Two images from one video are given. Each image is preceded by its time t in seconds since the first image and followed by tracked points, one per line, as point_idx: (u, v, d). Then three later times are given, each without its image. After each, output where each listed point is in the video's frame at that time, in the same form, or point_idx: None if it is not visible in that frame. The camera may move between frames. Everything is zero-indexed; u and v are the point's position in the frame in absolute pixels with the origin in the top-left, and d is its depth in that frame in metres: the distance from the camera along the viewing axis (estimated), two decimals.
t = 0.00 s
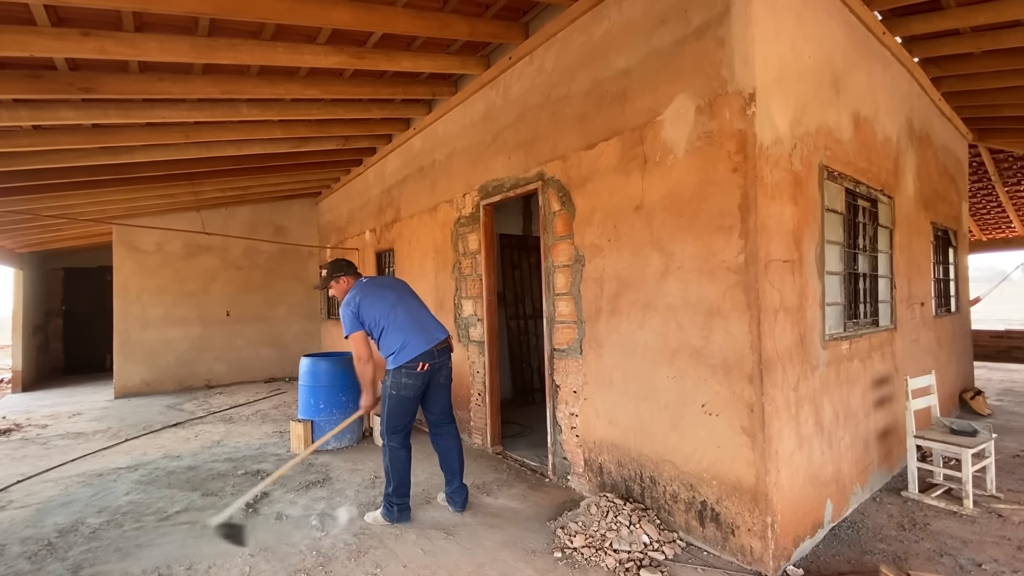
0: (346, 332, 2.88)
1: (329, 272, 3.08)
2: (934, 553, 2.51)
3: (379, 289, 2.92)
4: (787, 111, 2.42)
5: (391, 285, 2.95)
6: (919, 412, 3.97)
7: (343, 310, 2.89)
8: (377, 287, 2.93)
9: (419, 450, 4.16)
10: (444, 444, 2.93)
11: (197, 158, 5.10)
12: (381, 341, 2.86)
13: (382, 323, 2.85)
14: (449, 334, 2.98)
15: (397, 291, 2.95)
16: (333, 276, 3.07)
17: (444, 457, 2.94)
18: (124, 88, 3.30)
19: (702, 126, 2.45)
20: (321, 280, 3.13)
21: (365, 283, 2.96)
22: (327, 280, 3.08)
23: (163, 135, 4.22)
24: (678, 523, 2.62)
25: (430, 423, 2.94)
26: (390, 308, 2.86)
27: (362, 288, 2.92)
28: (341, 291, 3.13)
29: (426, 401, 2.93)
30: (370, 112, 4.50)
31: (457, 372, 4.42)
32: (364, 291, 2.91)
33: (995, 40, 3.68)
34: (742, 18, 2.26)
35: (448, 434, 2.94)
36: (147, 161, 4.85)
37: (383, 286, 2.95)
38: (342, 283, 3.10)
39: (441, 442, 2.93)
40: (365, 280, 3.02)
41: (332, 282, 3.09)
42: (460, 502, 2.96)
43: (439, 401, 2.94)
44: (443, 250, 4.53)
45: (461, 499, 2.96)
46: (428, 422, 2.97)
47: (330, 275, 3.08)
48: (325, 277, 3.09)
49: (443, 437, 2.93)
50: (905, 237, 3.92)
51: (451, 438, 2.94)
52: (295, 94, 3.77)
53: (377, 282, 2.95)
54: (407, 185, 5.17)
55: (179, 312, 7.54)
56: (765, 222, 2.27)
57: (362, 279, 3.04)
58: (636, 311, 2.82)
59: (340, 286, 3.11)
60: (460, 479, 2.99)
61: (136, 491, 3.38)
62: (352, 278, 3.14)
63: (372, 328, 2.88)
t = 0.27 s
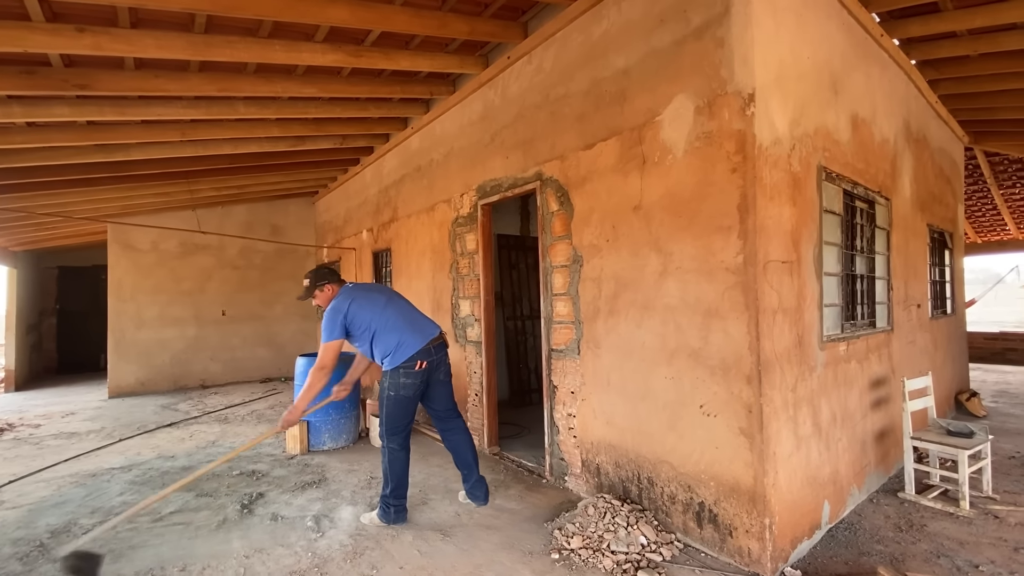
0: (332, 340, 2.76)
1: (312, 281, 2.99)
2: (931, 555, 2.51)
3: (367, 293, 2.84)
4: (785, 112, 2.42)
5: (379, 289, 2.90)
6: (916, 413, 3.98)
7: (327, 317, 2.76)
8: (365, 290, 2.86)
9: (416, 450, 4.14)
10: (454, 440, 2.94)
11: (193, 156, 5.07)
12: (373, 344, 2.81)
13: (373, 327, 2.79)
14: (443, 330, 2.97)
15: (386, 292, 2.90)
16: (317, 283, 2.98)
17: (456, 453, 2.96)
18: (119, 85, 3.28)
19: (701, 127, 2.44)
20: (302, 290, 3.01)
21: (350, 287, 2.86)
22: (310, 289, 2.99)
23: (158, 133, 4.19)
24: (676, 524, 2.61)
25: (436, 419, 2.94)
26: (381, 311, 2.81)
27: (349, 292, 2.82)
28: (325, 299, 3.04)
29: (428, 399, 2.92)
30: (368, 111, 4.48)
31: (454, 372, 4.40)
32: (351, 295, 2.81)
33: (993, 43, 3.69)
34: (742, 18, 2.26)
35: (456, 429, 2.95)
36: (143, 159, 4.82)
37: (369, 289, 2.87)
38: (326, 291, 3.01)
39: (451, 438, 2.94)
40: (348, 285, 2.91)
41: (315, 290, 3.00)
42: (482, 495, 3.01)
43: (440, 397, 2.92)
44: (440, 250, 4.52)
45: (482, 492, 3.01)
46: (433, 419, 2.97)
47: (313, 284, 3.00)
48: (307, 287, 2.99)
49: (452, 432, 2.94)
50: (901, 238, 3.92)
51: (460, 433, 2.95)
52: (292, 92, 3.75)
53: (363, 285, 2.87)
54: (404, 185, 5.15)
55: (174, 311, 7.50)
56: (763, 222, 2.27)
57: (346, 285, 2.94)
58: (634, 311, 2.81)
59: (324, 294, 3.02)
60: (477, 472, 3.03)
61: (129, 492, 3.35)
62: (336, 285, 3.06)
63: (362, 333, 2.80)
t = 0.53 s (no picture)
0: (324, 344, 2.71)
1: (302, 289, 2.97)
2: (925, 557, 2.52)
3: (359, 296, 2.84)
4: (780, 116, 2.42)
5: (371, 292, 2.89)
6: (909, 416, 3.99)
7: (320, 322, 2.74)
8: (357, 294, 2.85)
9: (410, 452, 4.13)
10: (455, 438, 2.92)
11: (188, 156, 5.05)
12: (368, 347, 2.80)
13: (368, 328, 2.78)
14: (438, 330, 2.97)
15: (380, 295, 2.90)
16: (307, 291, 2.97)
17: (460, 453, 2.94)
18: (113, 84, 3.26)
19: (696, 129, 2.45)
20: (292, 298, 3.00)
21: (343, 292, 2.86)
22: (301, 297, 2.97)
23: (153, 132, 4.17)
24: (670, 526, 2.61)
25: (437, 417, 2.93)
26: (376, 312, 2.81)
27: (341, 297, 2.81)
28: (316, 307, 3.02)
29: (426, 398, 2.91)
30: (364, 111, 4.47)
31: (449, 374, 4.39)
32: (344, 300, 2.81)
33: (986, 48, 3.72)
34: (738, 22, 2.26)
35: (456, 428, 2.93)
36: (137, 159, 4.79)
37: (362, 293, 2.88)
38: (316, 299, 3.01)
39: (453, 437, 2.92)
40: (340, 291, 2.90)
41: (305, 299, 2.98)
42: (488, 493, 3.02)
43: (439, 397, 2.92)
44: (436, 251, 4.51)
45: (488, 488, 3.02)
46: (433, 418, 2.95)
47: (303, 292, 2.98)
48: (297, 296, 2.97)
49: (453, 431, 2.93)
50: (895, 241, 3.94)
51: (461, 431, 2.94)
52: (287, 92, 3.74)
53: (355, 289, 2.87)
54: (400, 186, 5.14)
55: (168, 311, 7.46)
56: (759, 225, 2.28)
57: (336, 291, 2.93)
58: (630, 313, 2.81)
59: (316, 301, 3.01)
60: (482, 469, 3.02)
61: (121, 493, 3.32)
62: (326, 292, 3.05)
63: (357, 335, 2.78)
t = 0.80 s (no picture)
0: (327, 343, 2.72)
1: (307, 285, 2.93)
2: (919, 557, 2.53)
3: (363, 294, 2.83)
4: (777, 117, 2.44)
5: (375, 290, 2.88)
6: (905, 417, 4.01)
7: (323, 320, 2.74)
8: (361, 292, 2.84)
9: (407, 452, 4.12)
10: (446, 442, 2.89)
11: (185, 154, 5.04)
12: (370, 346, 2.80)
13: (370, 328, 2.78)
14: (440, 332, 2.95)
15: (384, 294, 2.89)
16: (312, 287, 2.93)
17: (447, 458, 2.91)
18: (110, 82, 3.25)
19: (693, 130, 2.46)
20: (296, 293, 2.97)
21: (347, 289, 2.85)
22: (305, 293, 2.93)
23: (150, 130, 4.16)
24: (666, 526, 2.62)
25: (431, 420, 2.90)
26: (378, 312, 2.80)
27: (345, 295, 2.80)
28: (321, 302, 2.99)
29: (423, 400, 2.89)
30: (362, 111, 4.47)
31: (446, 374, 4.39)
32: (348, 298, 2.79)
33: (981, 51, 3.74)
34: (735, 23, 2.27)
35: (450, 432, 2.90)
36: (134, 157, 4.78)
37: (366, 291, 2.86)
38: (321, 295, 2.97)
39: (445, 441, 2.89)
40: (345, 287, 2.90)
41: (310, 295, 2.94)
42: (471, 501, 2.96)
43: (436, 399, 2.90)
44: (433, 251, 4.51)
45: (471, 497, 2.96)
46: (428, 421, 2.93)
47: (308, 288, 2.94)
48: (302, 292, 2.93)
49: (444, 436, 2.89)
50: (891, 243, 3.96)
51: (452, 435, 2.90)
52: (285, 91, 3.74)
53: (360, 288, 2.86)
54: (398, 185, 5.14)
55: (165, 310, 7.44)
56: (755, 226, 2.28)
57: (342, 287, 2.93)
58: (627, 313, 2.82)
59: (320, 298, 2.97)
60: (468, 476, 2.98)
61: (116, 492, 3.31)
62: (331, 288, 3.01)
63: (360, 334, 2.78)
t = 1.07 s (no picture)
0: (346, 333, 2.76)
1: (333, 271, 2.94)
2: (916, 556, 2.53)
3: (386, 288, 2.83)
4: (776, 116, 2.44)
5: (398, 285, 2.88)
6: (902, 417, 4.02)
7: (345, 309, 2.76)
8: (385, 285, 2.84)
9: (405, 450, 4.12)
10: (445, 447, 2.82)
11: (183, 152, 5.03)
12: (386, 342, 2.79)
13: (388, 324, 2.77)
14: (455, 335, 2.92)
15: (406, 290, 2.88)
16: (338, 273, 2.94)
17: (444, 461, 2.83)
18: (108, 78, 3.24)
19: (693, 129, 2.46)
20: (322, 278, 2.99)
21: (371, 280, 2.86)
22: (330, 279, 2.95)
23: (148, 128, 4.15)
24: (664, 524, 2.62)
25: (433, 423, 2.83)
26: (399, 308, 2.79)
27: (368, 286, 2.81)
28: (345, 289, 2.99)
29: (430, 403, 2.83)
30: (360, 109, 4.47)
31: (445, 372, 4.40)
32: (371, 290, 2.80)
33: (979, 52, 3.75)
34: (735, 22, 2.28)
35: (452, 436, 2.84)
36: (131, 154, 4.77)
37: (390, 284, 2.86)
38: (346, 282, 2.97)
39: (444, 445, 2.82)
40: (371, 277, 2.92)
41: (335, 280, 2.96)
42: (461, 510, 2.84)
43: (442, 404, 2.83)
44: (432, 250, 4.51)
45: (462, 506, 2.84)
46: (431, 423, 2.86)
47: (334, 273, 2.95)
48: (328, 276, 2.95)
49: (445, 439, 2.83)
50: (889, 243, 3.97)
51: (453, 439, 2.84)
52: (284, 89, 3.73)
53: (385, 280, 2.86)
54: (397, 184, 5.14)
55: (162, 309, 7.42)
56: (753, 225, 2.29)
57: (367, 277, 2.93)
58: (625, 311, 2.82)
59: (344, 284, 2.97)
60: (462, 483, 2.87)
61: (112, 490, 3.30)
62: (356, 275, 3.01)
63: (378, 328, 2.78)
